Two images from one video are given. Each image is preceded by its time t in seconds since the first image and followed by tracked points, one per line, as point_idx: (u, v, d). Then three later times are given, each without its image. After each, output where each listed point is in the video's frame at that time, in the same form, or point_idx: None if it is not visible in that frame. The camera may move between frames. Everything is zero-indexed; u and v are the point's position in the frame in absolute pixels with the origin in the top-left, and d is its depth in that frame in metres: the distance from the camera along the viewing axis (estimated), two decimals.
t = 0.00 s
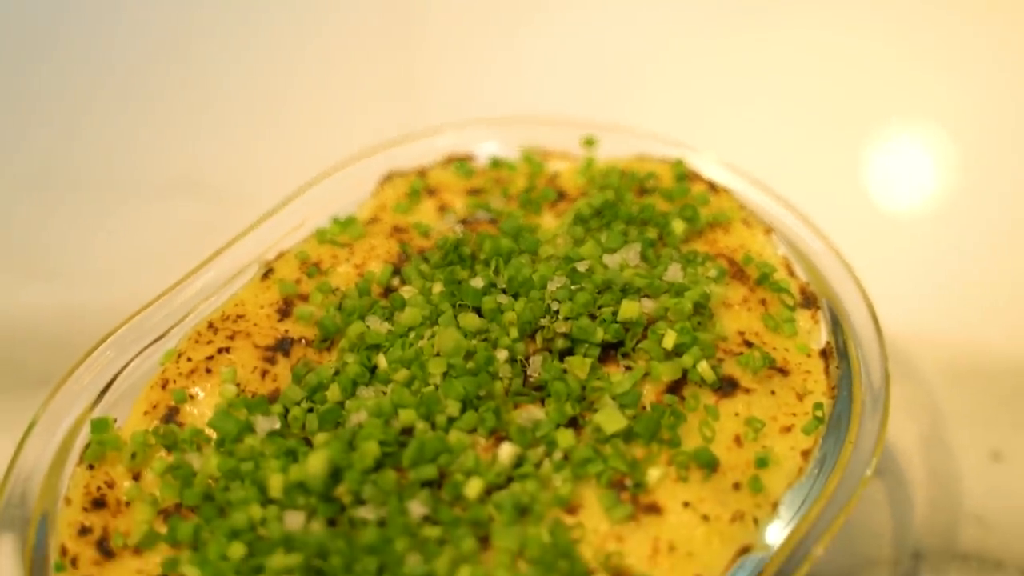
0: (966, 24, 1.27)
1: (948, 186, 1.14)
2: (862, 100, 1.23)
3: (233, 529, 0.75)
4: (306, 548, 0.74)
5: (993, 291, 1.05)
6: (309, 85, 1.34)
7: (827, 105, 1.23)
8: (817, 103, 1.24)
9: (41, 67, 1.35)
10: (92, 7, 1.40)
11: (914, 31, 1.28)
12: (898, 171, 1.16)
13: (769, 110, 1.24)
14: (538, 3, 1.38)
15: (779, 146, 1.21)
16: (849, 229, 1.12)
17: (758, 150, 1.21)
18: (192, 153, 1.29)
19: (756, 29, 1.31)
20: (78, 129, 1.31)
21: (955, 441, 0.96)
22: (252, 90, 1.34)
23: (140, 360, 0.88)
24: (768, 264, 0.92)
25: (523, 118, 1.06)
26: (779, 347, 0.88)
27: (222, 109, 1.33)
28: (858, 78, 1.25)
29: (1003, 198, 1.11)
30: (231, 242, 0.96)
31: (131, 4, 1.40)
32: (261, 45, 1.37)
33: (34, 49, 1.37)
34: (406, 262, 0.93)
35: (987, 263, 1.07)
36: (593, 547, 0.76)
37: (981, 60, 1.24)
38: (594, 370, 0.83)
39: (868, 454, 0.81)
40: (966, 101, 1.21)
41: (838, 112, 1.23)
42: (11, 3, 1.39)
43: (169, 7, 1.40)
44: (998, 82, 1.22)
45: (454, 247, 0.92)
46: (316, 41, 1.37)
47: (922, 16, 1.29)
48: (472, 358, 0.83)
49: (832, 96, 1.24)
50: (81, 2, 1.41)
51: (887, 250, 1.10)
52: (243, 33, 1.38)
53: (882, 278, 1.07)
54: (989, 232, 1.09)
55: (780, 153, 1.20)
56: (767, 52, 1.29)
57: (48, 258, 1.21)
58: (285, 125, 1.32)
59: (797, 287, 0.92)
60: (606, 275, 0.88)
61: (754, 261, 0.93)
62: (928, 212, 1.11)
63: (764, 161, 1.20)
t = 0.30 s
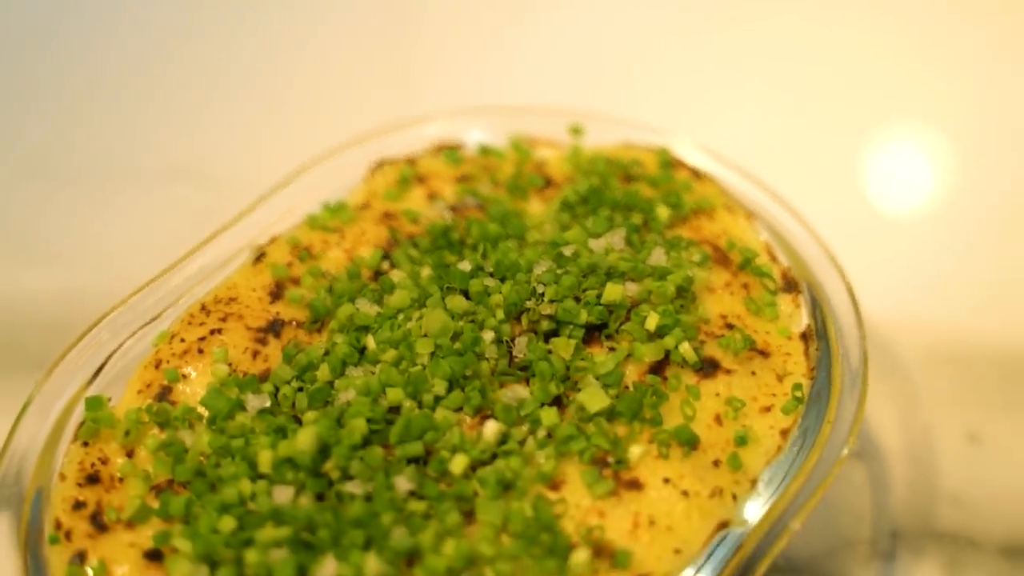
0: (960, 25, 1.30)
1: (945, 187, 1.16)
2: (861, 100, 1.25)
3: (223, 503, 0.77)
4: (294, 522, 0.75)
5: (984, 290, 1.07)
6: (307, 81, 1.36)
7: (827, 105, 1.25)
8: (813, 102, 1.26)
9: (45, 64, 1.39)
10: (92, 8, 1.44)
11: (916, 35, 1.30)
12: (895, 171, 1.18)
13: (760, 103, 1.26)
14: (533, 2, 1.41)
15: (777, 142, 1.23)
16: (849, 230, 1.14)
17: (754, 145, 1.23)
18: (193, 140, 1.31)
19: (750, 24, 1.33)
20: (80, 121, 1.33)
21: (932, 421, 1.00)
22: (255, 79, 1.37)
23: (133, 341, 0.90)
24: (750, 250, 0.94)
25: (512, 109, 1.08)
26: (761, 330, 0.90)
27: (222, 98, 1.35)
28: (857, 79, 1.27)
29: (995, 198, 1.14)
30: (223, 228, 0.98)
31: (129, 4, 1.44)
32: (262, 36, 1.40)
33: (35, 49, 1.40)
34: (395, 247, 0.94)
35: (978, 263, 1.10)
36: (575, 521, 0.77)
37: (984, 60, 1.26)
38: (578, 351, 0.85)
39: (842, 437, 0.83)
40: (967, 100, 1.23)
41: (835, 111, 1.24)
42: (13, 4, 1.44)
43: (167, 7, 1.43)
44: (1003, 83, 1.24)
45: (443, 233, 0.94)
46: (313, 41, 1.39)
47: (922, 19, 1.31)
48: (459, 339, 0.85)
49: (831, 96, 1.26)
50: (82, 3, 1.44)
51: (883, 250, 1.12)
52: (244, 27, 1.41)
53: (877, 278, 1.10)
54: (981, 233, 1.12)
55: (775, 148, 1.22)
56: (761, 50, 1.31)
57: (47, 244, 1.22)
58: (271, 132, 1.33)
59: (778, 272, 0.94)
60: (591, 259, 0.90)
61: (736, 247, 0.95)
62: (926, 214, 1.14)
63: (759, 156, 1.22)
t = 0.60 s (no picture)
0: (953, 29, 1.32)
1: (942, 188, 1.19)
2: (861, 101, 1.28)
3: (212, 472, 0.79)
4: (280, 489, 0.77)
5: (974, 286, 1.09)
6: (307, 75, 1.39)
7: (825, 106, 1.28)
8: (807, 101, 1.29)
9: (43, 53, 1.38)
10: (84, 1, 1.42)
11: (918, 39, 1.32)
12: (892, 172, 1.21)
13: (753, 103, 1.30)
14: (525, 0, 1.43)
15: (776, 143, 1.26)
16: (846, 232, 1.16)
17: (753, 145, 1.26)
18: (192, 129, 1.33)
19: (742, 22, 1.36)
20: (75, 110, 1.34)
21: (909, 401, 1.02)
22: (250, 75, 1.38)
23: (126, 316, 0.92)
24: (731, 232, 0.96)
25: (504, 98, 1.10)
26: (739, 309, 0.92)
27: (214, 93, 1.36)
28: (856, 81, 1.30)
29: (988, 198, 1.17)
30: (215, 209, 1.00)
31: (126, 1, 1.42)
32: (257, 31, 1.41)
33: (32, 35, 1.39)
34: (383, 227, 0.96)
35: (969, 258, 1.12)
36: (554, 491, 0.79)
37: (984, 62, 1.29)
38: (560, 327, 0.87)
39: (817, 413, 0.85)
40: (966, 100, 1.26)
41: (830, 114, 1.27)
42: None
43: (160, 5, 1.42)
44: (1004, 81, 1.27)
45: (430, 213, 0.96)
46: (312, 41, 1.41)
47: (916, 25, 1.33)
48: (444, 315, 0.87)
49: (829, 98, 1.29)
50: None
51: (876, 249, 1.14)
52: (239, 22, 1.42)
53: (870, 275, 1.12)
54: (973, 233, 1.14)
55: (773, 149, 1.25)
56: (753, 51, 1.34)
57: (45, 226, 1.24)
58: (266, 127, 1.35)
59: (758, 253, 0.96)
60: (575, 239, 0.92)
61: (718, 229, 0.97)
62: (924, 214, 1.16)
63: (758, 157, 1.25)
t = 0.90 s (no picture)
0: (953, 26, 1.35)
1: (940, 187, 1.21)
2: (862, 98, 1.30)
3: (201, 446, 0.81)
4: (269, 462, 0.79)
5: (971, 286, 1.11)
6: (301, 66, 1.41)
7: (823, 103, 1.31)
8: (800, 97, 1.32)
9: (37, 50, 1.40)
10: None
11: (920, 36, 1.35)
12: (891, 172, 1.23)
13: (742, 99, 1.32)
14: None
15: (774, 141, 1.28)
16: (844, 230, 1.18)
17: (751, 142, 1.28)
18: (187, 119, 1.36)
19: (730, 20, 1.39)
20: (70, 105, 1.36)
21: (888, 384, 1.05)
22: (241, 77, 1.40)
23: (121, 296, 0.94)
24: (713, 216, 0.98)
25: (492, 83, 1.13)
26: (720, 291, 0.93)
27: (205, 92, 1.38)
28: (852, 79, 1.32)
29: (987, 198, 1.19)
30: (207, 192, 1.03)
31: None
32: (249, 32, 1.43)
33: (28, 33, 1.40)
34: (372, 211, 0.99)
35: (966, 256, 1.14)
36: (536, 465, 0.81)
37: (982, 60, 1.32)
38: (543, 308, 0.89)
39: (792, 393, 0.87)
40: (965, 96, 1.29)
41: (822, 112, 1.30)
42: None
43: None
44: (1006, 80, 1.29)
45: (417, 198, 0.98)
46: (300, 41, 1.43)
47: (915, 20, 1.36)
48: (430, 295, 0.89)
49: (826, 95, 1.31)
50: None
51: (871, 246, 1.17)
52: (228, 21, 1.44)
53: (864, 271, 1.15)
54: (971, 235, 1.16)
55: (772, 148, 1.27)
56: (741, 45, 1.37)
57: (41, 213, 1.26)
58: (265, 104, 1.38)
59: (739, 237, 0.98)
60: (559, 222, 0.94)
61: (700, 213, 0.99)
62: (922, 214, 1.18)
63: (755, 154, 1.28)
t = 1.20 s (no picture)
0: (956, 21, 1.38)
1: (939, 187, 1.22)
2: (861, 96, 1.32)
3: (190, 416, 0.82)
4: (255, 432, 0.81)
5: (968, 284, 1.12)
6: (297, 55, 1.43)
7: (821, 100, 1.32)
8: (794, 92, 1.34)
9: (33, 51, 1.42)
10: None
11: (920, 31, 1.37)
12: (890, 172, 1.25)
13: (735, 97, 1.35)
14: None
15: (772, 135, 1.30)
16: (841, 229, 1.19)
17: (750, 138, 1.30)
18: (185, 105, 1.38)
19: (717, 16, 1.42)
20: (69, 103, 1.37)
21: (868, 362, 1.07)
22: (238, 64, 1.42)
23: (113, 273, 0.96)
24: (695, 197, 1.00)
25: (480, 70, 1.15)
26: (700, 270, 0.95)
27: (200, 85, 1.40)
28: (844, 73, 1.34)
29: (988, 198, 1.19)
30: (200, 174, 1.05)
31: None
32: (243, 31, 1.45)
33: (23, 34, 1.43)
34: (361, 191, 1.01)
35: (964, 250, 1.15)
36: (517, 436, 0.83)
37: (978, 55, 1.34)
38: (526, 284, 0.91)
39: (768, 369, 0.89)
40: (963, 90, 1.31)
41: (815, 106, 1.32)
42: None
43: None
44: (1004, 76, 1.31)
45: (405, 177, 1.00)
46: (301, 30, 1.45)
47: (914, 16, 1.39)
48: (414, 272, 0.91)
49: (823, 92, 1.33)
50: None
51: (867, 243, 1.18)
52: (221, 21, 1.46)
53: (856, 262, 1.16)
54: (969, 234, 1.16)
55: (771, 147, 1.29)
56: (731, 38, 1.40)
57: (37, 193, 1.27)
58: (264, 93, 1.40)
59: (721, 218, 0.99)
60: (542, 201, 0.96)
61: (682, 194, 1.01)
62: (920, 214, 1.19)
63: (756, 152, 1.29)
